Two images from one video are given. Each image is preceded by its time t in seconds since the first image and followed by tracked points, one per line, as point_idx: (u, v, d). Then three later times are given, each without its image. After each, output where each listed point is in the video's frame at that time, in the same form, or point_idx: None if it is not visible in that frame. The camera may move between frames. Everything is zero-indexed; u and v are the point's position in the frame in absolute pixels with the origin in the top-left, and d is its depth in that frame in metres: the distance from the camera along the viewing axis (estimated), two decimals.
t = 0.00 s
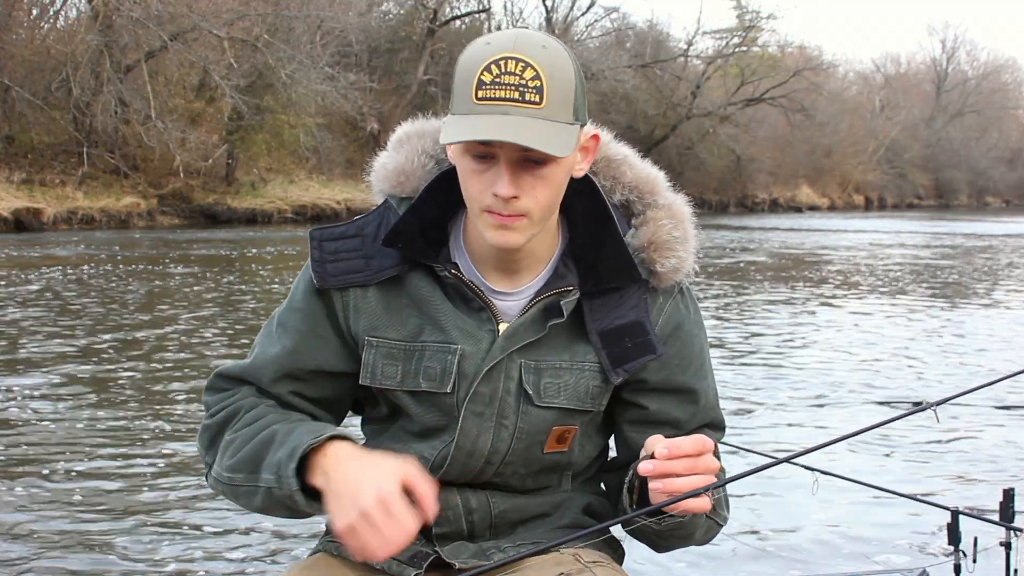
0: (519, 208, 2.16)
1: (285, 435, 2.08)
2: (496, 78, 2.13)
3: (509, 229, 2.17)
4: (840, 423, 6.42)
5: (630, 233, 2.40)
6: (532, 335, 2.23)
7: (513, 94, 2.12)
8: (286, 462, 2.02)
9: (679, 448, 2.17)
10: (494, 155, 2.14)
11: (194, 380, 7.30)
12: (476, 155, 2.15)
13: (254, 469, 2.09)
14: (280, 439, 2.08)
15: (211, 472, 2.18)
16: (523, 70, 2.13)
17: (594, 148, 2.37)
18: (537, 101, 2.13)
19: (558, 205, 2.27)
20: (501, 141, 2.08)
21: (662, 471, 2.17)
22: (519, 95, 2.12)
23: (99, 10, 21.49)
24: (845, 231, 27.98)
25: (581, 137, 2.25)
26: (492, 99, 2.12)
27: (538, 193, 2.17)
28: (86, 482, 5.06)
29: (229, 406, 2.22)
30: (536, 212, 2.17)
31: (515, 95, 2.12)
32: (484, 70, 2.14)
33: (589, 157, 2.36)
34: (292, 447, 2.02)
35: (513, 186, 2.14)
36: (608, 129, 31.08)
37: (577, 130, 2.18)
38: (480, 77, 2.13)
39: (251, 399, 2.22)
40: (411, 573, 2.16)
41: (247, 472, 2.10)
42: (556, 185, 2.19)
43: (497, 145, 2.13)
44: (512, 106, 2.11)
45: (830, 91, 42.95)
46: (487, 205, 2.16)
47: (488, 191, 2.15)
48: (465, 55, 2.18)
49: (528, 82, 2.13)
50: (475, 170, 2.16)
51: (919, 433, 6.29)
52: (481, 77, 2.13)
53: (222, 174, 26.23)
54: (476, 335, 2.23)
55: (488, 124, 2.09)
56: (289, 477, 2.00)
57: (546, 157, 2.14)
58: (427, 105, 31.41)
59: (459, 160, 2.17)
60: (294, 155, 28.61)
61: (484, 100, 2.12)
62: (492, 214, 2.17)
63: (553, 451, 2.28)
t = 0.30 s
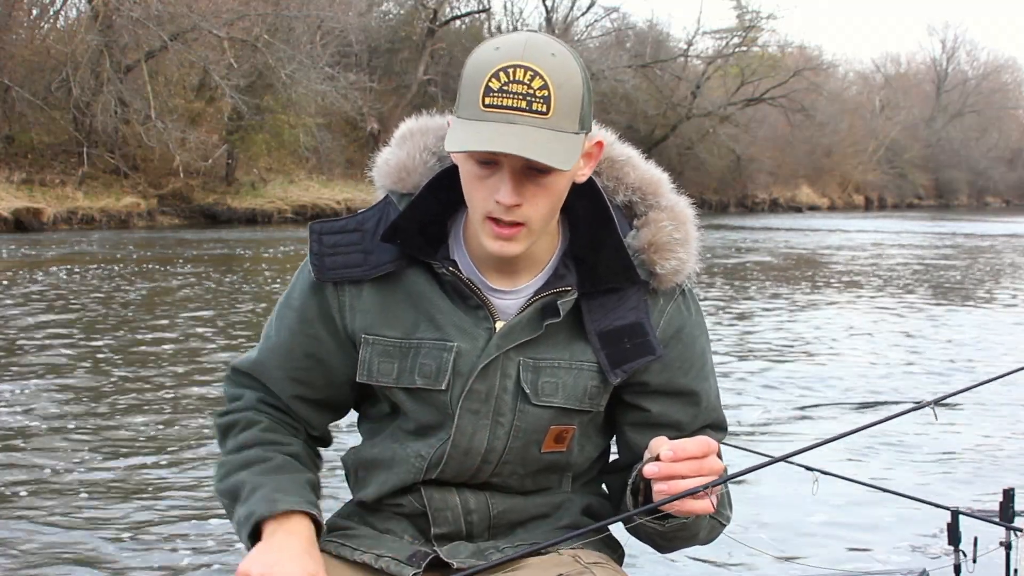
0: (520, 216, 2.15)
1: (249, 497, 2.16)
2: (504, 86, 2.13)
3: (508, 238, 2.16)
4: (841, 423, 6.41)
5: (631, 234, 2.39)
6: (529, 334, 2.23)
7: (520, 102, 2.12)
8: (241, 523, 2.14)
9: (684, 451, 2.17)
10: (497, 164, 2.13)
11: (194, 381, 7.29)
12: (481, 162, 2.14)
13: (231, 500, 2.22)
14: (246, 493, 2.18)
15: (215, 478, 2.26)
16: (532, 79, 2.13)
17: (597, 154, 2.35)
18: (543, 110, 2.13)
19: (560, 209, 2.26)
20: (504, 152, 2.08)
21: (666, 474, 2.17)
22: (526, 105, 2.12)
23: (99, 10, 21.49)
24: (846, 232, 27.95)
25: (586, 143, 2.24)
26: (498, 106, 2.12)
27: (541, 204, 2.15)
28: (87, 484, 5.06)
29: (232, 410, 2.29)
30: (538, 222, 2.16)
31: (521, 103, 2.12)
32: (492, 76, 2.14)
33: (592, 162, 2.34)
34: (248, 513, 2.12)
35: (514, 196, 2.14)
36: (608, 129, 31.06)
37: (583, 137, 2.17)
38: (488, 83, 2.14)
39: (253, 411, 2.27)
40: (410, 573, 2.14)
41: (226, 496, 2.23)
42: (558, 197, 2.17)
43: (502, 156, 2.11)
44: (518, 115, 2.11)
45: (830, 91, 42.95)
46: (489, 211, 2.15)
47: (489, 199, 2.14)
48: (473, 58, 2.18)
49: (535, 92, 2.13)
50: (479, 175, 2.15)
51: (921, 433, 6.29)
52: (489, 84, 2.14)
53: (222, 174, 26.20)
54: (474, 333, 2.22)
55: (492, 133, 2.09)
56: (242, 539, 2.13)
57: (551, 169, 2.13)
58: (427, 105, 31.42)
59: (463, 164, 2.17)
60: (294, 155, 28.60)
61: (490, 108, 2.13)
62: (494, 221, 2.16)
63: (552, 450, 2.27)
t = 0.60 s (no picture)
0: (522, 207, 2.15)
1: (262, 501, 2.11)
2: (506, 78, 2.13)
3: (510, 229, 2.16)
4: (841, 423, 6.42)
5: (634, 229, 2.40)
6: (529, 326, 2.23)
7: (521, 94, 2.12)
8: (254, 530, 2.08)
9: (682, 450, 2.18)
10: (499, 156, 2.13)
11: (195, 381, 7.31)
12: (483, 154, 2.14)
13: (237, 505, 2.17)
14: (257, 499, 2.13)
15: (217, 485, 2.22)
16: (533, 71, 2.13)
17: (598, 149, 2.35)
18: (545, 102, 2.12)
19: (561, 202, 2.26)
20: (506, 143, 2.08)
21: (664, 475, 2.17)
22: (528, 97, 2.12)
23: (99, 10, 21.50)
24: (846, 232, 27.94)
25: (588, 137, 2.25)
26: (500, 98, 2.12)
27: (542, 196, 2.16)
28: (88, 485, 5.07)
29: (236, 412, 2.25)
30: (540, 212, 2.17)
31: (522, 95, 2.12)
32: (494, 69, 2.14)
33: (594, 157, 2.35)
34: (262, 518, 2.08)
35: (517, 187, 2.14)
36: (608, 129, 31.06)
37: (584, 131, 2.17)
38: (490, 76, 2.14)
39: (259, 414, 2.24)
40: (411, 572, 2.15)
41: (232, 502, 2.18)
42: (559, 188, 2.18)
43: (504, 146, 2.12)
44: (518, 106, 2.11)
45: (830, 90, 42.93)
46: (491, 203, 2.15)
47: (492, 189, 2.15)
48: (476, 52, 2.18)
49: (538, 84, 2.13)
50: (481, 168, 2.15)
51: (921, 433, 6.30)
52: (490, 76, 2.14)
53: (222, 174, 26.20)
54: (474, 325, 2.23)
55: (494, 121, 2.09)
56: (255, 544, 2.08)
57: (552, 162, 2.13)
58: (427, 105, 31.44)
59: (465, 156, 2.17)
60: (294, 155, 28.61)
61: (492, 100, 2.12)
62: (496, 214, 2.16)
63: (551, 446, 2.26)
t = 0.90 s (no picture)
0: (530, 208, 2.15)
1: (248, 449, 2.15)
2: (518, 78, 2.14)
3: (518, 228, 2.16)
4: (841, 422, 6.42)
5: (631, 231, 2.40)
6: (530, 331, 2.23)
7: (533, 95, 2.13)
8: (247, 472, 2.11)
9: (683, 454, 2.17)
10: (507, 155, 2.14)
11: (196, 380, 7.31)
12: (490, 155, 2.15)
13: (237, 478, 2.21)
14: (245, 452, 2.15)
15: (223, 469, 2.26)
16: (543, 72, 2.14)
17: (599, 151, 2.36)
18: (556, 103, 2.13)
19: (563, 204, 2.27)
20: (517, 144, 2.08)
21: (666, 477, 2.17)
22: (540, 97, 2.13)
23: (99, 10, 21.49)
24: (847, 231, 27.93)
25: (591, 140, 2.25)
26: (511, 99, 2.12)
27: (550, 195, 2.16)
28: (89, 480, 5.07)
29: (232, 408, 2.30)
30: (548, 212, 2.17)
31: (535, 95, 2.12)
32: (506, 70, 2.15)
33: (594, 159, 2.36)
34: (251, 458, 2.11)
35: (526, 187, 2.14)
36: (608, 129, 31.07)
37: (590, 131, 2.17)
38: (501, 77, 2.14)
39: (252, 401, 2.28)
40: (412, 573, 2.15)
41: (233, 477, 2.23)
42: (566, 187, 2.18)
43: (511, 147, 2.13)
44: (530, 106, 2.12)
45: (830, 90, 42.92)
46: (500, 205, 2.15)
47: (501, 191, 2.15)
48: (481, 54, 2.19)
49: (548, 85, 2.14)
50: (488, 170, 2.16)
51: (921, 433, 6.30)
52: (501, 77, 2.14)
53: (222, 174, 26.22)
54: (474, 330, 2.23)
55: (504, 124, 2.10)
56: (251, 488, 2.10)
57: (558, 160, 2.14)
58: (427, 105, 31.46)
59: (471, 158, 2.17)
60: (294, 155, 28.61)
61: (503, 100, 2.12)
62: (504, 214, 2.16)
63: (553, 447, 2.27)
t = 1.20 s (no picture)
0: (532, 190, 2.14)
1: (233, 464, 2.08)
2: (512, 62, 2.15)
3: (521, 211, 2.15)
4: (841, 422, 6.42)
5: (632, 228, 2.40)
6: (534, 330, 2.23)
7: (529, 75, 2.12)
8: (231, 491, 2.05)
9: (683, 453, 2.17)
10: (507, 137, 2.15)
11: (195, 380, 7.30)
12: (489, 139, 2.16)
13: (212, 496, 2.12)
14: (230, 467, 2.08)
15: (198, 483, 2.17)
16: (538, 54, 2.15)
17: (596, 145, 2.37)
18: (553, 83, 2.13)
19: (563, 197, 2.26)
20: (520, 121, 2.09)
21: (666, 477, 2.17)
22: (535, 77, 2.13)
23: (99, 10, 21.49)
24: (847, 232, 27.91)
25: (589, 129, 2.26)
26: (507, 81, 2.13)
27: (552, 178, 2.16)
28: (90, 479, 5.07)
29: (214, 419, 2.23)
30: (550, 196, 2.16)
31: (531, 76, 2.12)
32: (499, 55, 2.16)
33: (593, 154, 2.36)
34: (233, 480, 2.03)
35: (528, 168, 2.13)
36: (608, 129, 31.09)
37: (588, 118, 2.18)
38: (495, 62, 2.15)
39: (234, 412, 2.22)
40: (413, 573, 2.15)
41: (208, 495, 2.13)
42: (567, 172, 2.18)
43: (510, 127, 2.14)
44: (529, 87, 2.12)
45: (830, 90, 42.89)
46: (501, 188, 2.15)
47: (503, 172, 2.14)
48: (477, 44, 2.21)
49: (543, 66, 2.14)
50: (488, 155, 2.16)
51: (921, 432, 6.30)
52: (496, 62, 2.15)
53: (222, 174, 26.23)
54: (476, 332, 2.24)
55: (503, 104, 2.11)
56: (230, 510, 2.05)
57: (558, 141, 2.16)
58: (427, 105, 31.47)
59: (470, 145, 2.18)
60: (293, 155, 28.62)
61: (500, 83, 2.12)
62: (506, 198, 2.15)
63: (556, 448, 2.27)
